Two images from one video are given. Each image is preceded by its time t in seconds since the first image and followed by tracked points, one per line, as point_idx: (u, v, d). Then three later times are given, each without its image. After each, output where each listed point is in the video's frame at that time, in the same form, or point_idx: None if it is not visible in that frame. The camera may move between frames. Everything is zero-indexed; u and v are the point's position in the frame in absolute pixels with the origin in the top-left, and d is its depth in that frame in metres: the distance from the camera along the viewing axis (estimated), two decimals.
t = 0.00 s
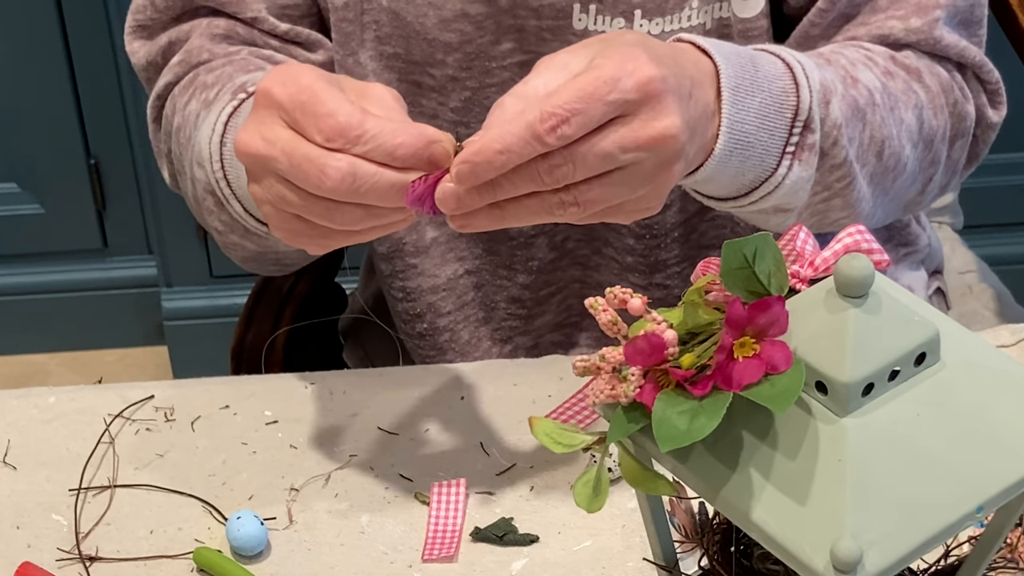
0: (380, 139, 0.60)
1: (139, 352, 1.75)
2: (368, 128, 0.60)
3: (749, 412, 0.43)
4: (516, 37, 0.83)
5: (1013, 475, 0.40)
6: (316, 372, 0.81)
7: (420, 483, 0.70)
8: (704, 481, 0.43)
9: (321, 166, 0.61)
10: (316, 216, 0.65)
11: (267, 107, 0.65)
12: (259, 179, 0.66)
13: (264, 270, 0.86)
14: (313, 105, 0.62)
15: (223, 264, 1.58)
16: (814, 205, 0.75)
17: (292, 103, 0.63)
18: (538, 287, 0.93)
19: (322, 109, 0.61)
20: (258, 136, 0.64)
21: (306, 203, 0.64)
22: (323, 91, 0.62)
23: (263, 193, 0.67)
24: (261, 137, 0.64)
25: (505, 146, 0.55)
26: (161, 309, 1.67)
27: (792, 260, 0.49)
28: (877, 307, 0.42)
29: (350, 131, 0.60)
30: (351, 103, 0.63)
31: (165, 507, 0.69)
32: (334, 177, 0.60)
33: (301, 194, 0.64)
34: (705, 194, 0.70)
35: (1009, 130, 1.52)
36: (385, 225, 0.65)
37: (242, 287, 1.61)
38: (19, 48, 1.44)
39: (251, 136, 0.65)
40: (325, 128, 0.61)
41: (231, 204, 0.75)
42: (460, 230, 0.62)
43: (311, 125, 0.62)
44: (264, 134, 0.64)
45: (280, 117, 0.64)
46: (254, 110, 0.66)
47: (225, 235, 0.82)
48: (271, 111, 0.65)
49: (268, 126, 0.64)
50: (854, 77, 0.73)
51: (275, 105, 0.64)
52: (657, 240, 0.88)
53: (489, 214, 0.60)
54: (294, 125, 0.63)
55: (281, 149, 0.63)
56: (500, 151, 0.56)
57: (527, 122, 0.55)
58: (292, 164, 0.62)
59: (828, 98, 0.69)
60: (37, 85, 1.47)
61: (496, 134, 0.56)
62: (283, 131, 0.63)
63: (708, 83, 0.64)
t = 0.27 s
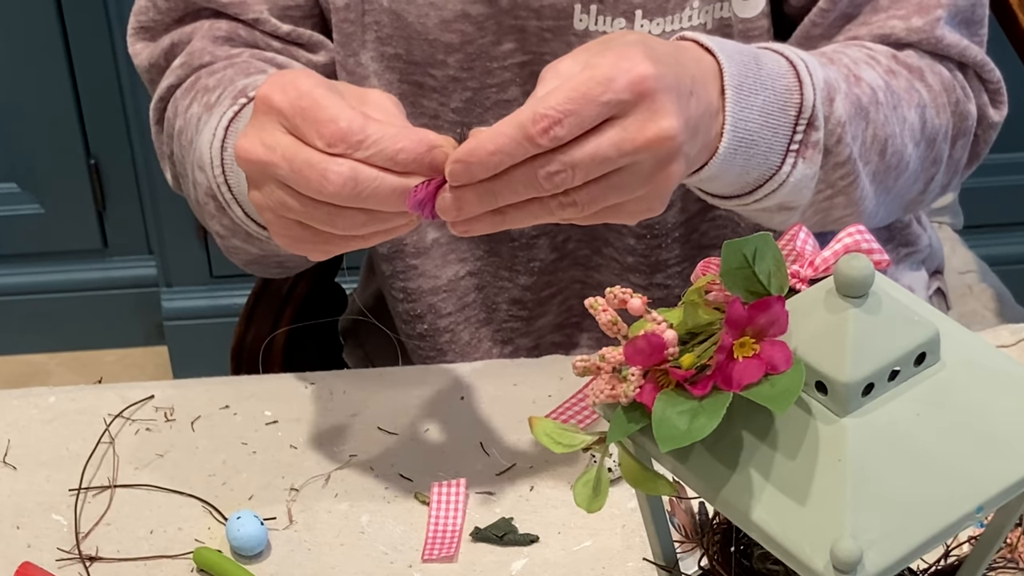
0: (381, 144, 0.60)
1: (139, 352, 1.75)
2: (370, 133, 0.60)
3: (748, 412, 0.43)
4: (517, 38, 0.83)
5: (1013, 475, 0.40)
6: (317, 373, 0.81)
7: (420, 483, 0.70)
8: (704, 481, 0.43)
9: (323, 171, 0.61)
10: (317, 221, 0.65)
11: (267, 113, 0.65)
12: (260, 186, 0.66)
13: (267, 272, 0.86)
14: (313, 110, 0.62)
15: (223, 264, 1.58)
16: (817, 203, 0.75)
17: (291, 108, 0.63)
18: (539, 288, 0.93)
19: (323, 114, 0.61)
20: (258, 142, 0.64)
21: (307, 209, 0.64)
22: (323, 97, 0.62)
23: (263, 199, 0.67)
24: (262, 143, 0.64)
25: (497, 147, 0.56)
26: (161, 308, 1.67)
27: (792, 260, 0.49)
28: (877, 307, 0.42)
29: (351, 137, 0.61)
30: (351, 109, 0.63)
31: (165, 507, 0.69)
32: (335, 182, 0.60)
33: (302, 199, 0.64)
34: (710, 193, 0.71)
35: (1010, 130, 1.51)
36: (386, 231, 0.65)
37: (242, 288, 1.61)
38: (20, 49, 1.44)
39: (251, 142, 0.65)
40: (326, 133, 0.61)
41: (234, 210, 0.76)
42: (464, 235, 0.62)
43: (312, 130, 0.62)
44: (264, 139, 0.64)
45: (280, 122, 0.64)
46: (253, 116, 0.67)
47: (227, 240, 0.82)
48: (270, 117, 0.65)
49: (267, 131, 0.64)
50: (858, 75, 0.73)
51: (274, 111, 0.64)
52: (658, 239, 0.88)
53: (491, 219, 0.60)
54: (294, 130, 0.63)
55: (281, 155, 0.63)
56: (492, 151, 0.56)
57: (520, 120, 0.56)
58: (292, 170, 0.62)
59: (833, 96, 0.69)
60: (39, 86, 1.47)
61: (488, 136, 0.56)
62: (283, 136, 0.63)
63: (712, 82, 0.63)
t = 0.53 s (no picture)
0: (384, 142, 0.60)
1: (139, 352, 1.75)
2: (372, 132, 0.60)
3: (748, 412, 0.43)
4: (515, 37, 0.83)
5: (1013, 475, 0.40)
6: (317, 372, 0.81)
7: (420, 483, 0.70)
8: (704, 481, 0.43)
9: (325, 170, 0.61)
10: (319, 219, 0.65)
11: (268, 112, 0.65)
12: (262, 185, 0.66)
13: (268, 271, 0.86)
14: (315, 109, 0.62)
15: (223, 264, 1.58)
16: (818, 199, 0.75)
17: (294, 107, 0.63)
18: (539, 288, 0.93)
19: (326, 112, 0.61)
20: (260, 141, 0.64)
21: (310, 207, 0.64)
22: (325, 96, 0.62)
23: (265, 197, 0.67)
24: (263, 142, 0.64)
25: (501, 147, 0.56)
26: (161, 308, 1.67)
27: (792, 259, 0.49)
28: (877, 307, 0.42)
29: (354, 135, 0.60)
30: (352, 106, 0.63)
31: (165, 507, 0.69)
32: (338, 180, 0.60)
33: (304, 198, 0.64)
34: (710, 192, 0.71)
35: (1009, 129, 1.51)
36: (389, 229, 0.65)
37: (241, 287, 1.61)
38: (19, 49, 1.44)
39: (252, 141, 0.65)
40: (328, 131, 0.61)
41: (234, 209, 0.76)
42: (467, 231, 0.62)
43: (314, 129, 0.62)
44: (266, 138, 0.64)
45: (282, 121, 0.64)
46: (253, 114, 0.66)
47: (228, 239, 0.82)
48: (271, 116, 0.64)
49: (269, 130, 0.64)
50: (855, 73, 0.73)
51: (276, 110, 0.64)
52: (657, 238, 0.88)
53: (496, 214, 0.60)
54: (296, 128, 0.63)
55: (284, 154, 0.63)
56: (495, 152, 0.56)
57: (526, 118, 0.56)
58: (295, 169, 0.62)
59: (831, 93, 0.69)
60: (38, 86, 1.47)
61: (492, 136, 0.56)
62: (285, 135, 0.63)
63: (709, 78, 0.63)
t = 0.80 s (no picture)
0: (379, 137, 0.59)
1: (139, 352, 1.75)
2: (368, 127, 0.60)
3: (748, 412, 0.43)
4: (513, 35, 0.83)
5: (1013, 475, 0.40)
6: (316, 373, 0.81)
7: (420, 484, 0.70)
8: (704, 481, 0.43)
9: (325, 167, 0.61)
10: (321, 216, 0.65)
11: (266, 109, 0.64)
12: (261, 183, 0.66)
13: (267, 270, 0.86)
14: (313, 106, 0.61)
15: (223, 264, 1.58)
16: (813, 197, 0.75)
17: (291, 104, 0.62)
18: (538, 288, 0.93)
19: (323, 109, 0.61)
20: (258, 139, 0.64)
21: (310, 204, 0.64)
22: (322, 92, 0.62)
23: (264, 195, 0.67)
24: (261, 140, 0.64)
25: (501, 143, 0.56)
26: (161, 308, 1.67)
27: (791, 260, 0.49)
28: (877, 307, 0.41)
29: (350, 131, 0.60)
30: (351, 101, 0.62)
31: (165, 507, 0.69)
32: (337, 178, 0.60)
33: (304, 195, 0.64)
34: (702, 192, 0.70)
35: (1007, 129, 1.51)
36: (391, 225, 0.65)
37: (241, 287, 1.61)
38: (18, 48, 1.44)
39: (250, 140, 0.64)
40: (326, 128, 0.61)
41: (230, 206, 0.76)
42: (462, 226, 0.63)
43: (312, 126, 0.61)
44: (264, 136, 0.64)
45: (280, 118, 0.64)
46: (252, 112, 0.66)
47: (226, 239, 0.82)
48: (269, 114, 0.64)
49: (267, 128, 0.64)
50: (848, 72, 0.73)
51: (274, 107, 0.64)
52: (655, 236, 0.88)
53: (491, 206, 0.60)
54: (294, 125, 0.63)
55: (282, 152, 0.62)
56: (497, 147, 0.56)
57: (528, 116, 0.55)
58: (294, 166, 0.62)
59: (822, 92, 0.69)
60: (36, 85, 1.47)
61: (494, 130, 0.56)
62: (284, 133, 0.63)
63: (699, 75, 0.64)
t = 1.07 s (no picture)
0: (380, 139, 0.59)
1: (139, 352, 1.75)
2: (370, 128, 0.59)
3: (748, 412, 0.43)
4: (511, 34, 0.83)
5: (1013, 475, 0.40)
6: (316, 373, 0.81)
7: (420, 483, 0.70)
8: (704, 481, 0.43)
9: (322, 166, 0.60)
10: (314, 215, 0.64)
11: (263, 105, 0.63)
12: (254, 179, 0.65)
13: (263, 270, 0.86)
14: (315, 103, 0.61)
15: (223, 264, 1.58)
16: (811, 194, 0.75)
17: (292, 101, 0.61)
18: (538, 287, 0.93)
19: (326, 107, 0.60)
20: (253, 136, 0.63)
21: (305, 204, 0.64)
22: (324, 90, 0.61)
23: (259, 194, 0.66)
24: (256, 136, 0.63)
25: (504, 146, 0.56)
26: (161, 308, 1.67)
27: (791, 260, 0.49)
28: (877, 307, 0.42)
29: (353, 130, 0.60)
30: (352, 100, 0.62)
31: (166, 507, 0.69)
32: (334, 177, 0.60)
33: (299, 194, 0.64)
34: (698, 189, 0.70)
35: (1007, 128, 1.51)
36: (384, 226, 0.65)
37: (241, 287, 1.61)
38: (17, 48, 1.44)
39: (245, 136, 0.63)
40: (328, 126, 0.60)
41: (222, 205, 0.75)
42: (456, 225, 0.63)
43: (313, 124, 0.61)
44: (260, 134, 0.63)
45: (277, 116, 0.63)
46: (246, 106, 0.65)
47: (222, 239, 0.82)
48: (266, 110, 0.63)
49: (263, 125, 0.63)
50: (846, 69, 0.73)
51: (272, 104, 0.63)
52: (655, 235, 0.88)
53: (484, 207, 0.61)
54: (292, 123, 0.62)
55: (278, 149, 0.62)
56: (499, 151, 0.56)
57: (531, 118, 0.55)
58: (291, 166, 0.61)
59: (820, 88, 0.69)
60: (35, 85, 1.47)
61: (497, 133, 0.56)
62: (283, 131, 0.62)
63: (696, 73, 0.64)
